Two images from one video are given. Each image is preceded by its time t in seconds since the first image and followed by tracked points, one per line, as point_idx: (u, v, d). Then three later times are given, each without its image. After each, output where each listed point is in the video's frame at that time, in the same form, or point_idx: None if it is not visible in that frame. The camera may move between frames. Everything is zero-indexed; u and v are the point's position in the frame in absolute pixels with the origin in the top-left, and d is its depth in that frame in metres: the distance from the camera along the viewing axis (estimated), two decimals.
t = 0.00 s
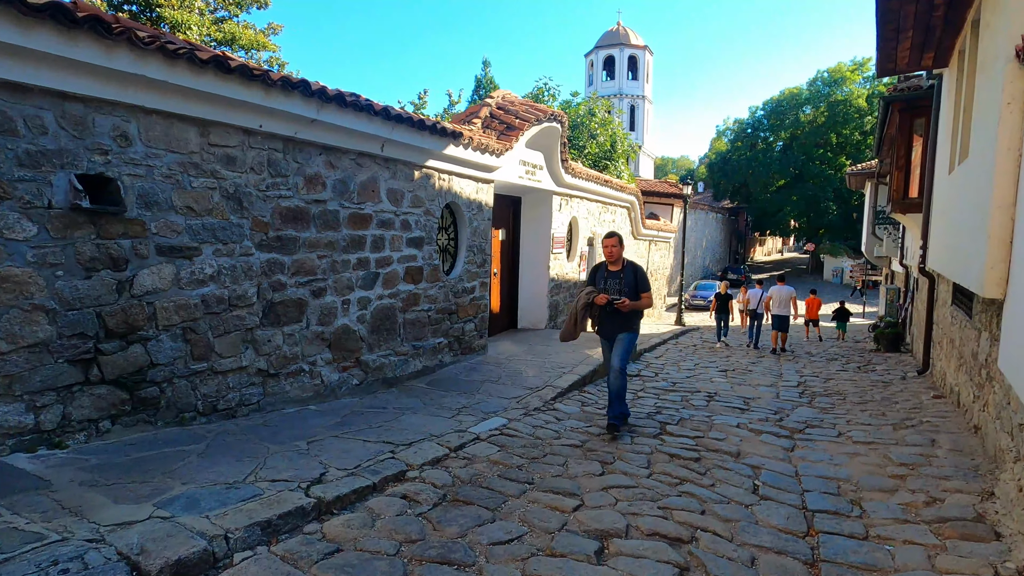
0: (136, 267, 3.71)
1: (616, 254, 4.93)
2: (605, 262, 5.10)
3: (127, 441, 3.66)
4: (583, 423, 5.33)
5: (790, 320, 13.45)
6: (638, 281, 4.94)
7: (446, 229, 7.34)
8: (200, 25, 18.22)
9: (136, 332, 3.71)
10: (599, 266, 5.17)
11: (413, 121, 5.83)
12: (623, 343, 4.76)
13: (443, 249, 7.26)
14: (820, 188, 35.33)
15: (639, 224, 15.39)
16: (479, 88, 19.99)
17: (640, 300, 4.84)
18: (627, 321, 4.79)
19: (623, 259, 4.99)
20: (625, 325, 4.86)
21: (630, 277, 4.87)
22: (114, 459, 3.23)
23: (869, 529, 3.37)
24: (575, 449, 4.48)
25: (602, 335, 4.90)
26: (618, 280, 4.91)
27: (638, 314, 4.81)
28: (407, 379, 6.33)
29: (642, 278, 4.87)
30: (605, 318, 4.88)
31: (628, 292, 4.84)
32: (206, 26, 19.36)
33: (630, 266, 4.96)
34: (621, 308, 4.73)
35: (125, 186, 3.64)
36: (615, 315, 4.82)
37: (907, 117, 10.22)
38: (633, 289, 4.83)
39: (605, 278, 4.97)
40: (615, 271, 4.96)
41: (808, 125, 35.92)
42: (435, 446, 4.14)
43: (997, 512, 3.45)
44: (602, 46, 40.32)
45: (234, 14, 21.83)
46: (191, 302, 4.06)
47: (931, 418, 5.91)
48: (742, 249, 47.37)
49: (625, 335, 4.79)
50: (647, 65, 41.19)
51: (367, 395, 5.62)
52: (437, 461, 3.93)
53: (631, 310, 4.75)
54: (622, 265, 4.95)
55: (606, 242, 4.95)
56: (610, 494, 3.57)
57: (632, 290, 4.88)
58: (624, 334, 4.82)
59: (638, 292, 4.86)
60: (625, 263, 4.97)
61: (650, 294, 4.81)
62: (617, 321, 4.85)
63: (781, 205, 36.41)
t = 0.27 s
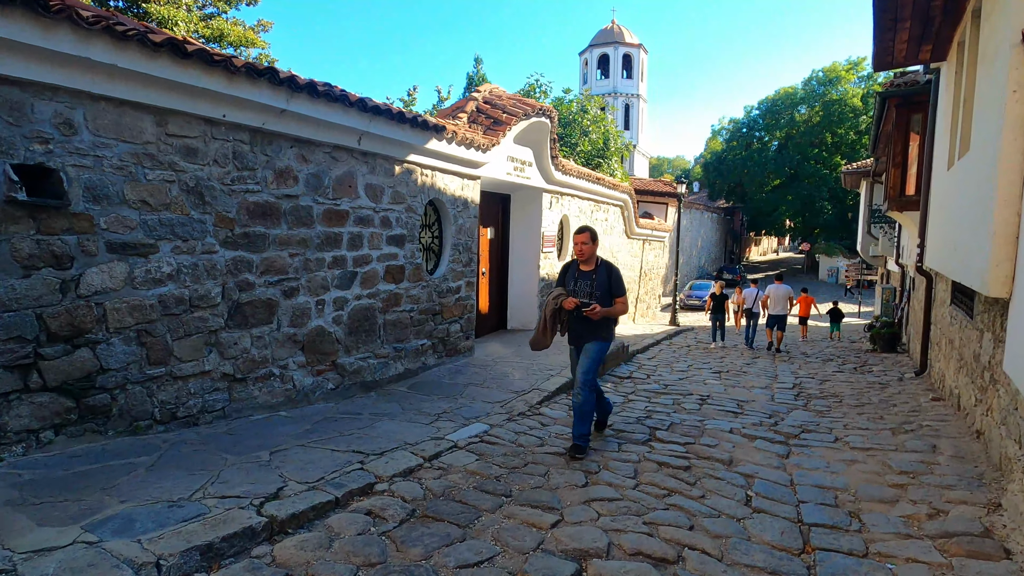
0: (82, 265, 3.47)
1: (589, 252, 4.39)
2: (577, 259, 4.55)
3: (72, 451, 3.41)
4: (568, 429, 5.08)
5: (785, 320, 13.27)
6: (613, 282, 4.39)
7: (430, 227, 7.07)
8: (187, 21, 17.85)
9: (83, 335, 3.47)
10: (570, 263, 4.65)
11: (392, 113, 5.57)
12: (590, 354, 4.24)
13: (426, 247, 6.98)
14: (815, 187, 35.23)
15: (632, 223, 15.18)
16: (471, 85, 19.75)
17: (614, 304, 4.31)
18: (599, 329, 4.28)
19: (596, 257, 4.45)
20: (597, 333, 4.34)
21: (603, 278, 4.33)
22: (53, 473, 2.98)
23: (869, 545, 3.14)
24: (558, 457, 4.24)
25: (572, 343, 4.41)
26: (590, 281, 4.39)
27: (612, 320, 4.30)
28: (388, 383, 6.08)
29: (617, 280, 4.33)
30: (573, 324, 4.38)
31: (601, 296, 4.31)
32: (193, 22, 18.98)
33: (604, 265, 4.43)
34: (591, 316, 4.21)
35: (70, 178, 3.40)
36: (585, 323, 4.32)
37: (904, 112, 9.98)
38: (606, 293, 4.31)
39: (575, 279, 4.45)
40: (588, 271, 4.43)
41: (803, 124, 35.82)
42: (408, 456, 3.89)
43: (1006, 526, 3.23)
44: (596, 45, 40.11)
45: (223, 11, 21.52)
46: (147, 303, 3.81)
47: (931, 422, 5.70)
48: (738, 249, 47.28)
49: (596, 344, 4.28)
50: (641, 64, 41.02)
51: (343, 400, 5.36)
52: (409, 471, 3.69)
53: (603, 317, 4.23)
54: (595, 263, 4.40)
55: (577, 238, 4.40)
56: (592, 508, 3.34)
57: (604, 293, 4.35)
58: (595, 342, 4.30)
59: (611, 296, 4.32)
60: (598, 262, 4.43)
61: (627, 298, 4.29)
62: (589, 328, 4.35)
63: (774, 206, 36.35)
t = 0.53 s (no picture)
0: (22, 267, 3.23)
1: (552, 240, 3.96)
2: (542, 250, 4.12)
3: (9, 469, 3.17)
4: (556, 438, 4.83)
5: (783, 321, 13.11)
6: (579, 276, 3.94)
7: (414, 226, 6.80)
8: (174, 16, 17.47)
9: (23, 342, 3.24)
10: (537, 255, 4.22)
11: (370, 106, 5.30)
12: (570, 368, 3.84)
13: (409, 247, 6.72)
14: (812, 187, 35.08)
15: (628, 223, 14.95)
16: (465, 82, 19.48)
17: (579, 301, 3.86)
18: (561, 326, 3.82)
19: (562, 246, 4.01)
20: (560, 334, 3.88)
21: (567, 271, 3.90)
22: None
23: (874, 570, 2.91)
24: (542, 471, 3.99)
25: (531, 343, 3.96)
26: (553, 273, 3.96)
27: (577, 317, 3.83)
28: (368, 389, 5.82)
29: (583, 271, 3.88)
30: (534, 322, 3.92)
31: (562, 290, 3.88)
32: (181, 18, 18.60)
33: (570, 254, 3.98)
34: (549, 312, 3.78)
35: (6, 174, 3.16)
36: (545, 320, 3.87)
37: (903, 109, 9.74)
38: (568, 287, 3.87)
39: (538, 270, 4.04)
40: (551, 262, 4.00)
41: (799, 124, 35.66)
42: (380, 471, 3.64)
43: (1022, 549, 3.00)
44: (592, 43, 39.87)
45: (213, 6, 21.19)
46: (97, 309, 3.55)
47: (933, 430, 5.47)
48: (734, 248, 47.14)
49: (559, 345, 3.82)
50: (637, 62, 40.83)
51: (319, 407, 5.10)
52: (380, 488, 3.43)
53: (563, 313, 3.78)
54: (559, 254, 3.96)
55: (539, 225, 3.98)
56: (574, 529, 3.09)
57: (568, 286, 3.91)
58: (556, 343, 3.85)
59: (577, 291, 3.88)
60: (563, 252, 3.99)
61: (594, 291, 3.82)
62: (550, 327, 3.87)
63: (773, 205, 36.24)
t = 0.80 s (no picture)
0: None
1: (495, 251, 3.42)
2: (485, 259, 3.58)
3: None
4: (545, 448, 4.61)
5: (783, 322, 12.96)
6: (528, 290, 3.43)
7: (400, 226, 6.54)
8: (164, 12, 17.20)
9: None
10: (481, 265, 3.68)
11: (351, 101, 5.07)
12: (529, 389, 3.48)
13: (396, 248, 6.48)
14: (810, 186, 34.92)
15: (624, 222, 14.74)
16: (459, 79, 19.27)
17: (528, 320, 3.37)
18: (508, 350, 3.35)
19: (508, 255, 3.48)
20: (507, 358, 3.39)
21: (514, 286, 3.39)
22: None
23: None
24: (528, 485, 3.77)
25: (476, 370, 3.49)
26: (497, 287, 3.45)
27: (526, 339, 3.37)
28: (351, 395, 5.58)
29: (530, 286, 3.37)
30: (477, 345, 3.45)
31: (508, 309, 3.38)
32: (171, 15, 18.35)
33: (517, 264, 3.46)
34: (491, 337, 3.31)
35: None
36: (490, 344, 3.40)
37: (905, 106, 9.52)
38: (514, 305, 3.38)
39: (482, 283, 3.52)
40: (496, 274, 3.48)
41: (797, 123, 35.49)
42: (353, 487, 3.41)
43: None
44: (589, 41, 39.66)
45: (205, 4, 20.94)
46: (49, 314, 3.33)
47: (939, 437, 5.26)
48: (732, 248, 46.98)
49: (507, 372, 3.38)
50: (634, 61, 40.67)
51: (297, 415, 4.86)
52: (352, 507, 3.20)
53: (509, 337, 3.30)
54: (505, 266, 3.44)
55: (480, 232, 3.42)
56: (559, 553, 2.87)
57: (516, 303, 3.40)
58: (502, 370, 3.37)
59: (526, 309, 3.39)
60: (510, 262, 3.46)
61: (545, 309, 3.33)
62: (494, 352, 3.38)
63: (771, 204, 35.96)
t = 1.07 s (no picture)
0: None
1: (423, 215, 3.00)
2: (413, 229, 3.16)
3: None
4: (531, 451, 4.37)
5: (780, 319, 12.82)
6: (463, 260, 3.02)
7: (384, 219, 6.30)
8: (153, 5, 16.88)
9: None
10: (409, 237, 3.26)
11: (328, 86, 4.82)
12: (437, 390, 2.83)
13: (380, 243, 6.25)
14: (808, 185, 34.74)
15: (620, 219, 14.51)
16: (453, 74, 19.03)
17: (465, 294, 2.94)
18: (441, 331, 2.89)
19: (438, 223, 3.06)
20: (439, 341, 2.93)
21: (445, 256, 2.96)
22: None
23: None
24: (510, 491, 3.53)
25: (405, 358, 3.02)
26: (426, 258, 3.01)
27: (461, 317, 2.92)
28: (330, 396, 5.34)
29: (464, 254, 2.95)
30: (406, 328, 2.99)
31: (439, 283, 2.93)
32: (160, 8, 18.06)
33: (450, 232, 3.05)
34: (419, 314, 2.86)
35: None
36: (422, 324, 2.94)
37: (906, 99, 9.29)
38: (447, 278, 2.94)
39: (407, 254, 3.08)
40: (424, 243, 3.06)
41: (795, 122, 35.29)
42: (320, 494, 3.17)
43: None
44: (586, 38, 39.42)
45: None
46: None
47: (943, 439, 5.03)
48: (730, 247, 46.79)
49: (436, 355, 2.89)
50: (632, 58, 40.48)
51: (271, 417, 4.62)
52: (317, 516, 2.96)
53: (442, 314, 2.84)
54: (436, 235, 3.02)
55: (405, 193, 2.99)
56: (538, 568, 2.63)
57: (449, 275, 2.97)
58: (434, 355, 2.89)
59: (462, 283, 2.97)
60: (441, 230, 3.05)
61: (483, 281, 2.91)
62: (426, 335, 2.92)
63: (769, 203, 35.80)
